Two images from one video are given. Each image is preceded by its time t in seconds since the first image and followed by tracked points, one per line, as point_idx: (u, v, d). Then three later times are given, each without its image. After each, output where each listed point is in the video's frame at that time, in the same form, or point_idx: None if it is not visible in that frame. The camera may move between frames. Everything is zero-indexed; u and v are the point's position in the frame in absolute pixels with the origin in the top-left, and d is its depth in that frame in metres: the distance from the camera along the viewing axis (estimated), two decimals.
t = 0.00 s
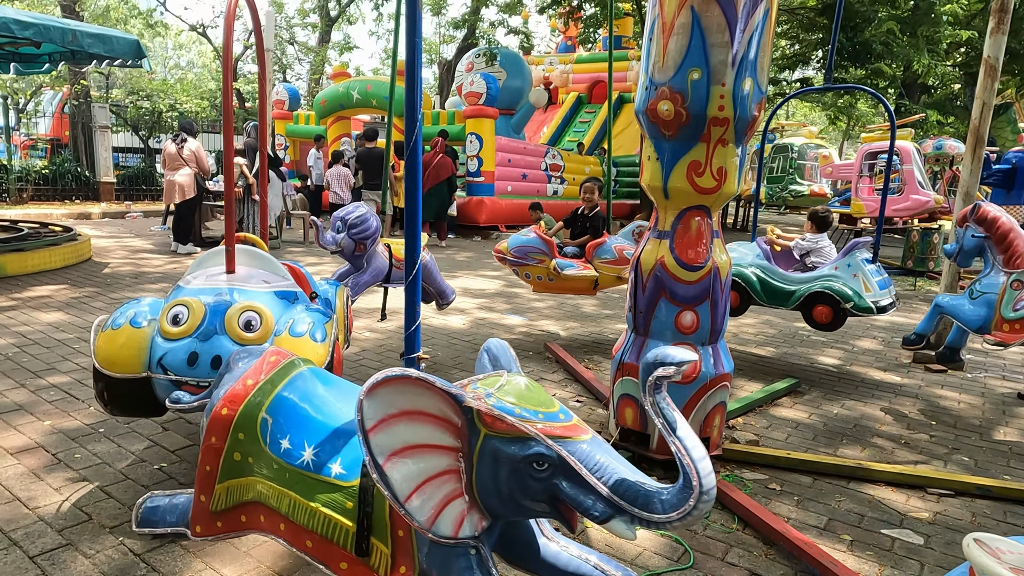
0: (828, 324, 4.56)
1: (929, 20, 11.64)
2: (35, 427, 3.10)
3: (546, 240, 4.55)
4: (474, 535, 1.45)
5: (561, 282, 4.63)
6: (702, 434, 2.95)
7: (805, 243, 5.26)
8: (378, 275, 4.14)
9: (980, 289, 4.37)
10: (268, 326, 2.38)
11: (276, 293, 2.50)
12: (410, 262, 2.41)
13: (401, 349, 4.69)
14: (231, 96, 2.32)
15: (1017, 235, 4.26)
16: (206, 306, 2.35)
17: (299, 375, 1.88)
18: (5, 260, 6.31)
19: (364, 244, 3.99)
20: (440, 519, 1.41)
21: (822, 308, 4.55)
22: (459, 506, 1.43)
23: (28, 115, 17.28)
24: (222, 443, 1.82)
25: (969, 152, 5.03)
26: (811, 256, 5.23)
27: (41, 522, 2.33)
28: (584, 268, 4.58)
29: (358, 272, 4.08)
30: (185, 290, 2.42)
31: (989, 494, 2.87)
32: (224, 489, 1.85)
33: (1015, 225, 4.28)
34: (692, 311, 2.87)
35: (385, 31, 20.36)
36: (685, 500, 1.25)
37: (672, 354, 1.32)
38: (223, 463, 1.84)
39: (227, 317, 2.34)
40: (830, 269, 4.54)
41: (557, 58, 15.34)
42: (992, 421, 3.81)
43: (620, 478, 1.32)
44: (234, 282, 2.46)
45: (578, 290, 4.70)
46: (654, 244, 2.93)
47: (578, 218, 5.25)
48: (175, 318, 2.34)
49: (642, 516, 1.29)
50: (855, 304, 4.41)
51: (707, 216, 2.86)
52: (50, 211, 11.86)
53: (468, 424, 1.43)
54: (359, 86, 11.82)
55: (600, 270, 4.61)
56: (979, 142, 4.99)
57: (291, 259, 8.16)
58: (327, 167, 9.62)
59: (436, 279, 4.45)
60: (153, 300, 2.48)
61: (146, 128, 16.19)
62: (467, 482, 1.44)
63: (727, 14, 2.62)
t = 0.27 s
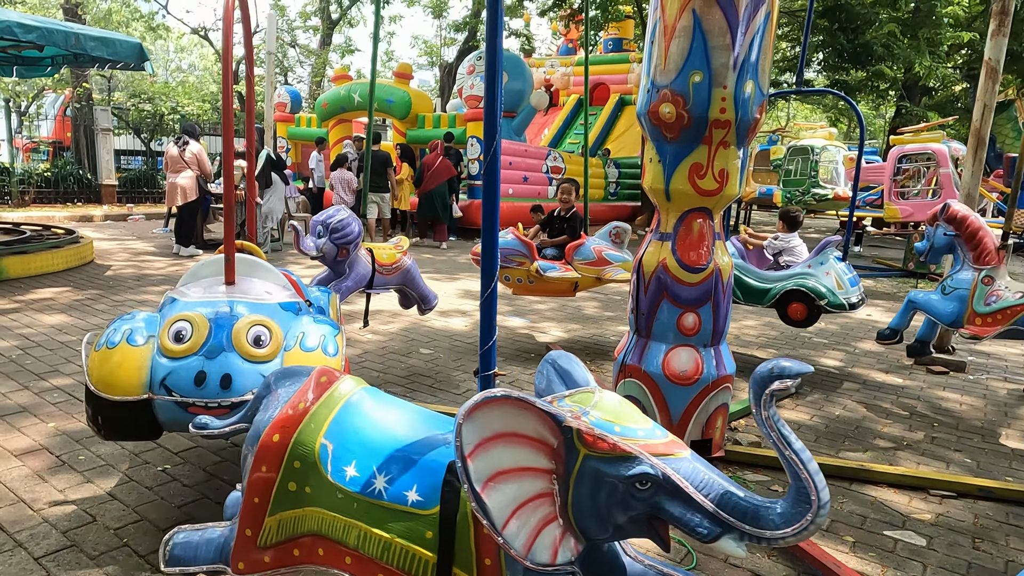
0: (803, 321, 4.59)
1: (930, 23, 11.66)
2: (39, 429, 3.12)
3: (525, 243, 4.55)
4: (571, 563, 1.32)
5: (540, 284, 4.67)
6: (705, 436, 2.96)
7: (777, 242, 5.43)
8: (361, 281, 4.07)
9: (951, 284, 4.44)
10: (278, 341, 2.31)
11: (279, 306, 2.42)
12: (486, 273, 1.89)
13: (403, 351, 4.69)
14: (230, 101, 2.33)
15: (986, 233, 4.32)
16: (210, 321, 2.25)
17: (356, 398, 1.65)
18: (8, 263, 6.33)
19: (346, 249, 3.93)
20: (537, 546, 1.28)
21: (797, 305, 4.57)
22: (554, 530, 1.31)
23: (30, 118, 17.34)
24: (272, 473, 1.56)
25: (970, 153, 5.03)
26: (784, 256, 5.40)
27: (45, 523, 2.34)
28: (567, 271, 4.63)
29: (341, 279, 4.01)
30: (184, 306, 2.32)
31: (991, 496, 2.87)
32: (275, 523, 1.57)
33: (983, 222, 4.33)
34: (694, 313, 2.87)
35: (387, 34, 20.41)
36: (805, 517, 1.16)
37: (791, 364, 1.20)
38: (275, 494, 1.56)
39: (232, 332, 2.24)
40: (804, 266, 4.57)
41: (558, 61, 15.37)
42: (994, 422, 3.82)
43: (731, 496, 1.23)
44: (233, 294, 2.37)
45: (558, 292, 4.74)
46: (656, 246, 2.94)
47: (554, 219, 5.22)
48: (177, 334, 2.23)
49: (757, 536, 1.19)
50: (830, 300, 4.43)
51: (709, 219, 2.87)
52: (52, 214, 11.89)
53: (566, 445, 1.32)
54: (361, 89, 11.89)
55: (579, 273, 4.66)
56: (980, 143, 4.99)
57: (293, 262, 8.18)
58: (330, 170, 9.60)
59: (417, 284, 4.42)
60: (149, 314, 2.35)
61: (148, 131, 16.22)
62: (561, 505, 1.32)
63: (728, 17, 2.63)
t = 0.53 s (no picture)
0: (780, 320, 4.61)
1: (931, 24, 11.49)
2: (43, 431, 3.12)
3: (507, 245, 4.43)
4: None
5: (521, 286, 4.53)
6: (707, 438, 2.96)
7: (752, 242, 5.35)
8: (346, 288, 3.96)
9: (922, 280, 4.57)
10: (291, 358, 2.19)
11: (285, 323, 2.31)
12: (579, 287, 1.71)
13: (406, 354, 4.70)
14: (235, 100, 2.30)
15: (954, 231, 4.50)
16: (219, 339, 2.12)
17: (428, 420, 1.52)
18: (10, 266, 6.34)
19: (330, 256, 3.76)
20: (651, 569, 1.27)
21: (776, 303, 4.58)
22: (664, 554, 1.30)
23: (32, 121, 17.38)
24: (345, 506, 1.43)
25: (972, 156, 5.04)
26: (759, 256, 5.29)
27: (50, 525, 2.35)
28: (549, 272, 4.53)
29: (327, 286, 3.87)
30: (188, 323, 2.18)
31: (994, 498, 2.87)
32: (347, 559, 1.44)
33: (951, 221, 4.51)
34: (697, 314, 2.88)
35: (388, 37, 20.45)
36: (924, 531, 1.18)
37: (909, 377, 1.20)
38: (349, 527, 1.43)
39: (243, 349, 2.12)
40: (783, 265, 4.55)
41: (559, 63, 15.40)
42: (996, 424, 3.82)
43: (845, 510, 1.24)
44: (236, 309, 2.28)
45: (536, 295, 4.63)
46: (658, 248, 2.94)
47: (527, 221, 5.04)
48: (184, 354, 2.07)
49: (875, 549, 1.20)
50: (807, 299, 4.49)
51: (712, 221, 2.88)
52: (55, 216, 11.92)
53: (680, 465, 1.30)
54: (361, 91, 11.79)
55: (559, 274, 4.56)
56: (982, 146, 5.00)
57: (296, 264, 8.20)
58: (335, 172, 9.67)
59: (401, 290, 4.33)
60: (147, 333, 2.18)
61: (149, 133, 16.29)
62: (671, 525, 1.31)
63: (730, 20, 2.64)
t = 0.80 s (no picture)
0: (760, 318, 4.62)
1: (932, 27, 11.61)
2: (47, 434, 3.13)
3: (486, 248, 4.40)
4: None
5: (503, 289, 4.51)
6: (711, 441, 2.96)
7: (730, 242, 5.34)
8: (331, 295, 3.90)
9: (894, 277, 4.60)
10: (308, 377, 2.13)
11: (296, 339, 2.23)
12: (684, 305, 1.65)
13: (408, 356, 4.70)
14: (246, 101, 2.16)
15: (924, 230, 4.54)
16: (232, 360, 2.03)
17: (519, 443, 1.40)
18: (13, 268, 6.35)
19: (315, 261, 3.75)
20: None
21: (755, 302, 4.58)
22: None
23: (34, 124, 17.41)
24: (437, 541, 1.31)
25: (973, 159, 5.05)
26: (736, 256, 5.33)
27: (55, 527, 2.35)
28: (531, 275, 4.53)
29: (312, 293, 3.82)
30: (198, 341, 2.07)
31: (998, 500, 2.87)
32: None
33: (921, 220, 4.56)
34: (701, 317, 2.88)
35: (390, 40, 20.49)
36: None
37: None
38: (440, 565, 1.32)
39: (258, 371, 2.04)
40: (763, 265, 4.57)
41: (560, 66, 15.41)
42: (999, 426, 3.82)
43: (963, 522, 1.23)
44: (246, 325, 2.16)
45: (516, 297, 4.63)
46: (662, 251, 2.94)
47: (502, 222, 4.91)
48: (196, 376, 1.98)
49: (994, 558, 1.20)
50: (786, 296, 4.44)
51: (715, 224, 2.88)
52: (57, 219, 11.93)
53: (802, 484, 1.26)
54: (364, 94, 11.87)
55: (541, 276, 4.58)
56: (983, 149, 5.00)
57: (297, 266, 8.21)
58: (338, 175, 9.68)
59: (386, 297, 4.25)
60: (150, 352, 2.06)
61: (151, 136, 16.33)
62: (791, 547, 1.27)
63: (733, 24, 2.65)
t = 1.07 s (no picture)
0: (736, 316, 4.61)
1: (933, 29, 11.68)
2: (50, 437, 3.13)
3: (465, 250, 4.29)
4: None
5: (482, 292, 4.44)
6: (713, 443, 2.96)
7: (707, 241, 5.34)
8: (319, 302, 3.77)
9: (866, 274, 4.62)
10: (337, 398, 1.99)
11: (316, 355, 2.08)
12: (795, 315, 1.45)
13: (410, 358, 4.71)
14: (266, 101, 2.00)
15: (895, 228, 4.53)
16: (258, 383, 1.87)
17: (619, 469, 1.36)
18: (15, 271, 6.36)
19: (303, 268, 3.53)
20: None
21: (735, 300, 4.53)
22: None
23: (35, 126, 17.44)
24: (547, 571, 1.28)
25: (975, 160, 5.05)
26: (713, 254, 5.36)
27: (57, 530, 2.35)
28: (512, 279, 4.47)
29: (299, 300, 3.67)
30: (219, 361, 1.89)
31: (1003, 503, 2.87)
32: None
33: (892, 219, 4.55)
34: (702, 319, 2.88)
35: (390, 42, 20.53)
36: None
37: None
38: None
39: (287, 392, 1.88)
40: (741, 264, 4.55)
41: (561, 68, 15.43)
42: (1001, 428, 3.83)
43: None
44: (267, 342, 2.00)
45: (496, 300, 4.58)
46: (664, 253, 2.94)
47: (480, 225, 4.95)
48: (221, 402, 1.81)
49: None
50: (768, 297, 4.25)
51: (716, 226, 2.89)
52: (59, 221, 11.94)
53: (926, 496, 1.24)
54: (366, 96, 11.89)
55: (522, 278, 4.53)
56: (985, 151, 5.00)
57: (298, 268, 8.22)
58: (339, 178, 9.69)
59: (370, 304, 4.18)
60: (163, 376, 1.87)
61: (152, 138, 16.35)
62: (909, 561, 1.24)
63: (735, 27, 2.65)
